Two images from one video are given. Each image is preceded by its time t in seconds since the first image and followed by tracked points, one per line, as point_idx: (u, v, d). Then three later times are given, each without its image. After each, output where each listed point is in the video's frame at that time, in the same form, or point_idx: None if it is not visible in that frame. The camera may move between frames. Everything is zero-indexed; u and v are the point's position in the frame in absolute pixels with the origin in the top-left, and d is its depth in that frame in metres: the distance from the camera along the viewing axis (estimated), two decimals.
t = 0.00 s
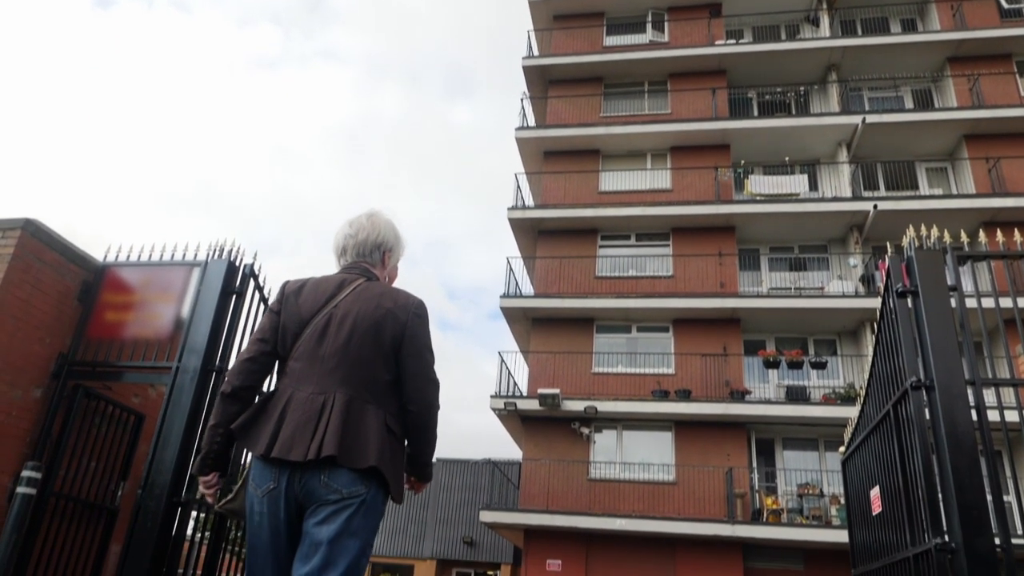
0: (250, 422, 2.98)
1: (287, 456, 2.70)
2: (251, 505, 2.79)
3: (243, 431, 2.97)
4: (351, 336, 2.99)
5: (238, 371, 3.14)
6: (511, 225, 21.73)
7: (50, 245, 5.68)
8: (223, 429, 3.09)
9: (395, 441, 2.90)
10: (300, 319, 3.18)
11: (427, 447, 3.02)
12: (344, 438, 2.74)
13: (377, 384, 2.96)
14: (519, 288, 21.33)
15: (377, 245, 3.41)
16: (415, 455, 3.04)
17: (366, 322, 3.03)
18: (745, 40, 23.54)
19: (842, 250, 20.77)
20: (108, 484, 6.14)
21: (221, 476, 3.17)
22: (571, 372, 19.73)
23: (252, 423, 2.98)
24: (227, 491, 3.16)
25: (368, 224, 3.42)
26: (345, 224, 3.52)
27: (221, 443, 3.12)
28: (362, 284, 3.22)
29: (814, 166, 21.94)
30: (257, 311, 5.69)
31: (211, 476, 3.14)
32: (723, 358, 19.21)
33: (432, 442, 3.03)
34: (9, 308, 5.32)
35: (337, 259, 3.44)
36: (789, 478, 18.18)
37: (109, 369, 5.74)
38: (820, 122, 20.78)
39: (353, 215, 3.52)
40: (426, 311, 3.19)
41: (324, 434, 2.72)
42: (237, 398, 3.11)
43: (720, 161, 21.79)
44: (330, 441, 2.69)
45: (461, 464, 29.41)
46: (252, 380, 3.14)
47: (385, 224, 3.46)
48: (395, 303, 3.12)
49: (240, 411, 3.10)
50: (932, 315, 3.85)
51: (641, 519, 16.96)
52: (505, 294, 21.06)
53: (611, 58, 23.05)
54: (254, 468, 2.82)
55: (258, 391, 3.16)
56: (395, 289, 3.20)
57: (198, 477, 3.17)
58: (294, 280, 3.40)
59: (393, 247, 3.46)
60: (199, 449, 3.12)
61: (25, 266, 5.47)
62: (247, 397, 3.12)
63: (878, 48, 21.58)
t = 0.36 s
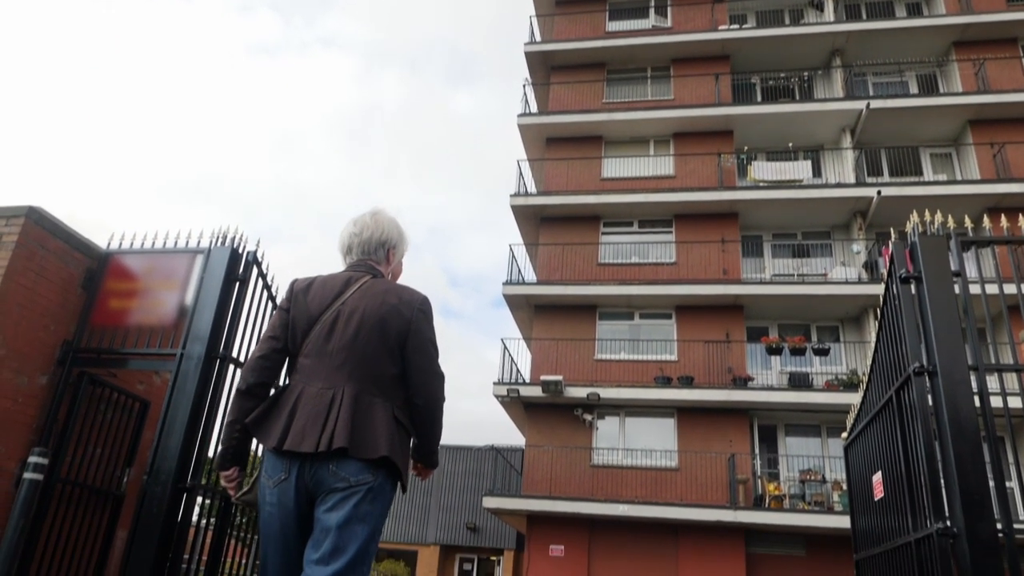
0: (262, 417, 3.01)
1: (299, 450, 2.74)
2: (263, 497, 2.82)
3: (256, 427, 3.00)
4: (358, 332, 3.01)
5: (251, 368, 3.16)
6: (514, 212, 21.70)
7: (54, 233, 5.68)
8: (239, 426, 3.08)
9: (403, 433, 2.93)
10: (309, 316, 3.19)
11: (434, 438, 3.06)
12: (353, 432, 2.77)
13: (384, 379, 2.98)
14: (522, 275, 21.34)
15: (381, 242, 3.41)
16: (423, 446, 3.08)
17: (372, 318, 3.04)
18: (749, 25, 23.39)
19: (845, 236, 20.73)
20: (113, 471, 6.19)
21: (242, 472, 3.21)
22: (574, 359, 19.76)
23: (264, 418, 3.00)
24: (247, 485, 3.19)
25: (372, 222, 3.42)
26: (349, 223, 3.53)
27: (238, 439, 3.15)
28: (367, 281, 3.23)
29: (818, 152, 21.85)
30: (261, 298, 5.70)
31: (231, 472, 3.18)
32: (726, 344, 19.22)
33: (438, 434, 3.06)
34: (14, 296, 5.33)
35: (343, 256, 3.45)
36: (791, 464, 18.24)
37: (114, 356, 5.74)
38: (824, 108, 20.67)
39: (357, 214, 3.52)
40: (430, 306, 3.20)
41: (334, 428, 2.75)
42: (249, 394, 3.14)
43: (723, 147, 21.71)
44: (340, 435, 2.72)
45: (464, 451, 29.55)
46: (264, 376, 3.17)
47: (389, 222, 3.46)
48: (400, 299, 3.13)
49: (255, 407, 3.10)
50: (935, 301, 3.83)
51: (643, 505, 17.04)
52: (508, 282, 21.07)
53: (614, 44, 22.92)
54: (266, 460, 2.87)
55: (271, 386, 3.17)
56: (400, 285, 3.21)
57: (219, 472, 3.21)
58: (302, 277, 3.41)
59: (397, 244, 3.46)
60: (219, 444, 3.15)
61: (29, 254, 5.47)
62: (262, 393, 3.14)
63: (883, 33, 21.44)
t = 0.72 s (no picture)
0: (275, 415, 3.03)
1: (311, 444, 2.76)
2: (277, 490, 2.86)
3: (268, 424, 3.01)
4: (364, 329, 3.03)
5: (262, 367, 3.18)
6: (516, 200, 21.67)
7: (57, 223, 5.69)
8: (256, 423, 3.07)
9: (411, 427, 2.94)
10: (316, 316, 3.21)
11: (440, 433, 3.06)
12: (362, 425, 2.79)
13: (391, 375, 3.00)
14: (525, 264, 21.33)
15: (385, 242, 3.44)
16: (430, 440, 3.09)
17: (377, 315, 3.06)
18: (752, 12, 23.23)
19: (849, 224, 20.67)
20: (118, 459, 6.22)
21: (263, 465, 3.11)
22: (577, 348, 19.79)
23: (276, 416, 3.02)
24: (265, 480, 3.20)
25: (376, 223, 3.45)
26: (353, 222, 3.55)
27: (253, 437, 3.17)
28: (372, 280, 3.25)
29: (821, 140, 21.75)
30: (264, 288, 5.71)
31: (252, 466, 3.09)
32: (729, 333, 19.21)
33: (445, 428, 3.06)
34: (18, 286, 5.34)
35: (347, 256, 3.47)
36: (794, 452, 18.29)
37: (118, 345, 5.75)
38: (828, 95, 20.56)
39: (361, 213, 3.54)
40: (433, 304, 3.22)
41: (343, 422, 2.77)
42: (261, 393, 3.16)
43: (726, 135, 21.62)
44: (350, 429, 2.74)
45: (468, 439, 29.66)
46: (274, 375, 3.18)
47: (392, 221, 3.49)
48: (405, 298, 3.15)
49: (270, 404, 3.10)
50: (939, 288, 3.81)
51: (646, 493, 17.10)
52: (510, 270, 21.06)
53: (617, 31, 22.79)
54: (279, 455, 2.90)
55: (284, 383, 3.17)
56: (405, 283, 3.23)
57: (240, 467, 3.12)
58: (309, 278, 3.43)
59: (401, 243, 3.49)
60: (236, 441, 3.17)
61: (33, 243, 5.47)
62: (275, 390, 3.13)
63: (888, 19, 21.28)
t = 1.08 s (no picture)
0: (287, 412, 3.05)
1: (321, 441, 2.78)
2: (289, 483, 2.88)
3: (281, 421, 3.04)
4: (371, 328, 3.05)
5: (272, 364, 3.20)
6: (519, 190, 21.64)
7: (61, 214, 5.70)
8: (270, 419, 3.08)
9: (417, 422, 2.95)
10: (324, 315, 3.22)
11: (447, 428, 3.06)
12: (369, 422, 2.81)
13: (397, 372, 3.01)
14: (527, 253, 21.33)
15: (390, 241, 3.45)
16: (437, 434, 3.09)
17: (383, 314, 3.08)
18: None
19: (852, 213, 20.63)
20: (124, 448, 6.26)
21: (280, 459, 3.14)
22: (579, 338, 19.82)
23: (287, 414, 3.04)
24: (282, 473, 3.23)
25: (381, 221, 3.46)
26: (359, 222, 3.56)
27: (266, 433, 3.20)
28: (378, 279, 3.26)
29: (825, 128, 21.68)
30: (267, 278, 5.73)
31: (270, 460, 3.12)
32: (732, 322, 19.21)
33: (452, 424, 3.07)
34: (22, 276, 5.34)
35: (353, 255, 3.48)
36: (796, 441, 18.33)
37: (122, 335, 5.77)
38: (832, 83, 20.45)
39: (366, 213, 3.56)
40: (437, 301, 3.22)
41: (352, 419, 2.79)
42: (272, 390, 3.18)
43: (729, 124, 21.54)
44: (357, 426, 2.76)
45: (471, 429, 29.80)
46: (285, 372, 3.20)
47: (396, 221, 3.49)
48: (409, 296, 3.16)
49: (282, 402, 3.10)
50: (942, 276, 3.80)
51: (649, 481, 17.15)
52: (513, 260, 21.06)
53: (619, 19, 22.67)
54: (290, 450, 2.92)
55: (295, 380, 3.18)
56: (409, 281, 3.24)
57: (258, 462, 3.15)
58: (317, 278, 3.43)
59: (405, 242, 3.49)
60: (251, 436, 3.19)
61: (37, 233, 5.49)
62: (287, 386, 3.14)
63: (893, 6, 21.15)
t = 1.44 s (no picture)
0: (298, 407, 3.07)
1: (333, 434, 2.81)
2: (299, 473, 2.89)
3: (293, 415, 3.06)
4: (380, 324, 3.07)
5: (284, 361, 3.22)
6: (522, 181, 21.60)
7: (64, 205, 5.71)
8: (283, 414, 3.10)
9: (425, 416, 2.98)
10: (333, 312, 3.23)
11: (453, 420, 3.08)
12: (379, 416, 2.83)
13: (405, 367, 3.03)
14: (530, 245, 21.31)
15: (397, 239, 3.45)
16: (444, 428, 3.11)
17: (391, 311, 3.10)
18: None
19: (856, 203, 20.56)
20: (129, 440, 6.29)
21: (294, 452, 3.18)
22: (583, 328, 19.82)
23: (299, 409, 3.06)
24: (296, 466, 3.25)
25: (388, 220, 3.46)
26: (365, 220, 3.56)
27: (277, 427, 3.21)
28: (385, 276, 3.28)
29: (829, 118, 21.58)
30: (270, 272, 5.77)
31: (283, 453, 3.16)
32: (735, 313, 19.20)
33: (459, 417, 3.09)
34: (26, 268, 5.36)
35: (361, 253, 3.48)
36: (800, 431, 18.34)
37: (127, 326, 5.77)
38: (836, 72, 20.35)
39: (372, 212, 3.56)
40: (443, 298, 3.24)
41: (362, 413, 2.82)
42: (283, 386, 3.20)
43: (733, 114, 21.47)
44: (368, 419, 2.79)
45: (475, 420, 29.85)
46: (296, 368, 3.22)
47: (403, 219, 3.50)
48: (416, 293, 3.18)
49: (296, 397, 3.12)
50: (946, 266, 3.79)
51: (653, 471, 17.17)
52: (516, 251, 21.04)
53: (622, 9, 22.57)
54: (302, 443, 2.94)
55: (307, 376, 3.20)
56: (416, 279, 3.26)
57: (272, 455, 3.20)
58: (325, 276, 3.44)
59: (411, 240, 3.50)
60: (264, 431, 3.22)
61: (41, 225, 5.50)
62: (300, 382, 3.16)
63: None
